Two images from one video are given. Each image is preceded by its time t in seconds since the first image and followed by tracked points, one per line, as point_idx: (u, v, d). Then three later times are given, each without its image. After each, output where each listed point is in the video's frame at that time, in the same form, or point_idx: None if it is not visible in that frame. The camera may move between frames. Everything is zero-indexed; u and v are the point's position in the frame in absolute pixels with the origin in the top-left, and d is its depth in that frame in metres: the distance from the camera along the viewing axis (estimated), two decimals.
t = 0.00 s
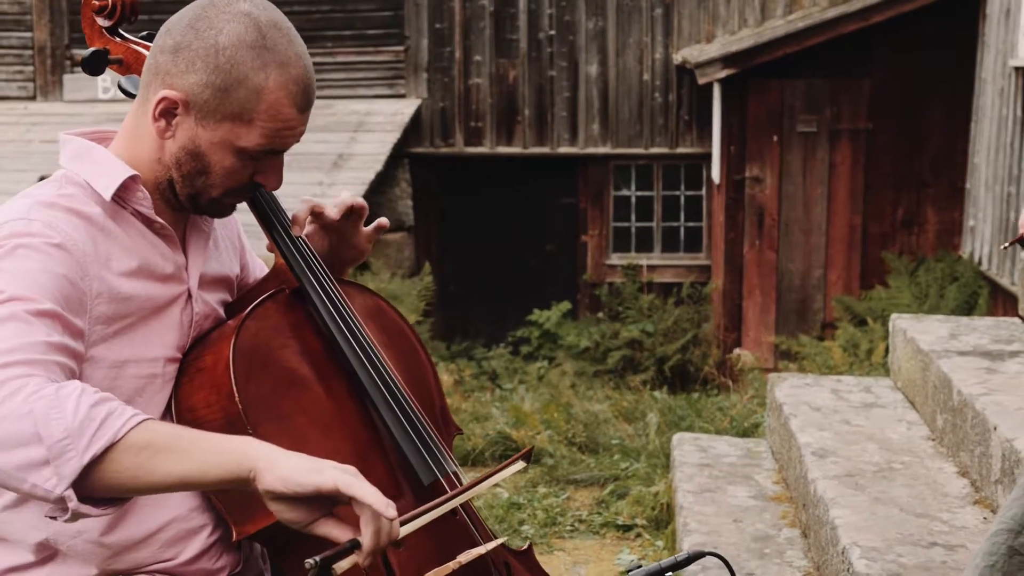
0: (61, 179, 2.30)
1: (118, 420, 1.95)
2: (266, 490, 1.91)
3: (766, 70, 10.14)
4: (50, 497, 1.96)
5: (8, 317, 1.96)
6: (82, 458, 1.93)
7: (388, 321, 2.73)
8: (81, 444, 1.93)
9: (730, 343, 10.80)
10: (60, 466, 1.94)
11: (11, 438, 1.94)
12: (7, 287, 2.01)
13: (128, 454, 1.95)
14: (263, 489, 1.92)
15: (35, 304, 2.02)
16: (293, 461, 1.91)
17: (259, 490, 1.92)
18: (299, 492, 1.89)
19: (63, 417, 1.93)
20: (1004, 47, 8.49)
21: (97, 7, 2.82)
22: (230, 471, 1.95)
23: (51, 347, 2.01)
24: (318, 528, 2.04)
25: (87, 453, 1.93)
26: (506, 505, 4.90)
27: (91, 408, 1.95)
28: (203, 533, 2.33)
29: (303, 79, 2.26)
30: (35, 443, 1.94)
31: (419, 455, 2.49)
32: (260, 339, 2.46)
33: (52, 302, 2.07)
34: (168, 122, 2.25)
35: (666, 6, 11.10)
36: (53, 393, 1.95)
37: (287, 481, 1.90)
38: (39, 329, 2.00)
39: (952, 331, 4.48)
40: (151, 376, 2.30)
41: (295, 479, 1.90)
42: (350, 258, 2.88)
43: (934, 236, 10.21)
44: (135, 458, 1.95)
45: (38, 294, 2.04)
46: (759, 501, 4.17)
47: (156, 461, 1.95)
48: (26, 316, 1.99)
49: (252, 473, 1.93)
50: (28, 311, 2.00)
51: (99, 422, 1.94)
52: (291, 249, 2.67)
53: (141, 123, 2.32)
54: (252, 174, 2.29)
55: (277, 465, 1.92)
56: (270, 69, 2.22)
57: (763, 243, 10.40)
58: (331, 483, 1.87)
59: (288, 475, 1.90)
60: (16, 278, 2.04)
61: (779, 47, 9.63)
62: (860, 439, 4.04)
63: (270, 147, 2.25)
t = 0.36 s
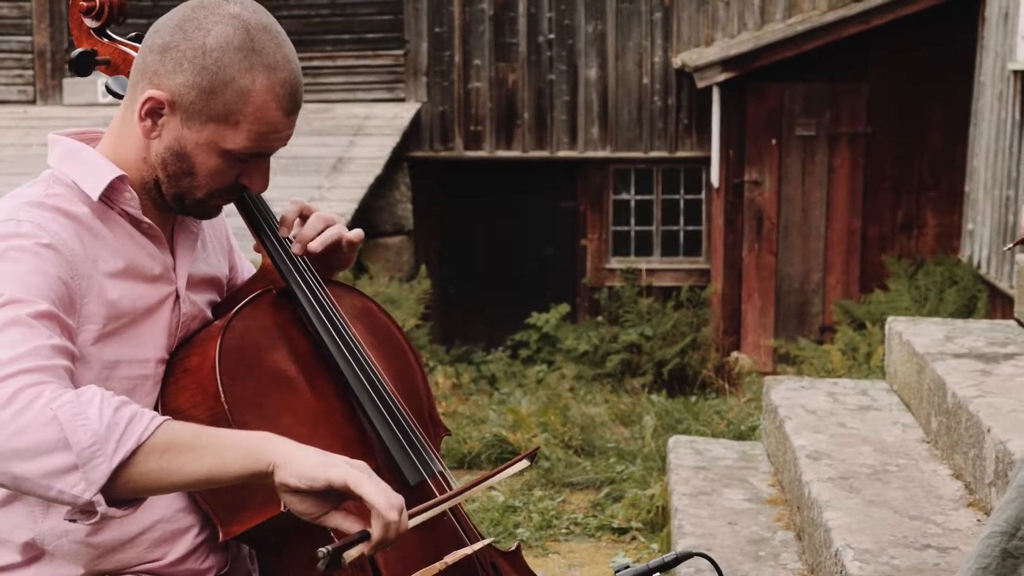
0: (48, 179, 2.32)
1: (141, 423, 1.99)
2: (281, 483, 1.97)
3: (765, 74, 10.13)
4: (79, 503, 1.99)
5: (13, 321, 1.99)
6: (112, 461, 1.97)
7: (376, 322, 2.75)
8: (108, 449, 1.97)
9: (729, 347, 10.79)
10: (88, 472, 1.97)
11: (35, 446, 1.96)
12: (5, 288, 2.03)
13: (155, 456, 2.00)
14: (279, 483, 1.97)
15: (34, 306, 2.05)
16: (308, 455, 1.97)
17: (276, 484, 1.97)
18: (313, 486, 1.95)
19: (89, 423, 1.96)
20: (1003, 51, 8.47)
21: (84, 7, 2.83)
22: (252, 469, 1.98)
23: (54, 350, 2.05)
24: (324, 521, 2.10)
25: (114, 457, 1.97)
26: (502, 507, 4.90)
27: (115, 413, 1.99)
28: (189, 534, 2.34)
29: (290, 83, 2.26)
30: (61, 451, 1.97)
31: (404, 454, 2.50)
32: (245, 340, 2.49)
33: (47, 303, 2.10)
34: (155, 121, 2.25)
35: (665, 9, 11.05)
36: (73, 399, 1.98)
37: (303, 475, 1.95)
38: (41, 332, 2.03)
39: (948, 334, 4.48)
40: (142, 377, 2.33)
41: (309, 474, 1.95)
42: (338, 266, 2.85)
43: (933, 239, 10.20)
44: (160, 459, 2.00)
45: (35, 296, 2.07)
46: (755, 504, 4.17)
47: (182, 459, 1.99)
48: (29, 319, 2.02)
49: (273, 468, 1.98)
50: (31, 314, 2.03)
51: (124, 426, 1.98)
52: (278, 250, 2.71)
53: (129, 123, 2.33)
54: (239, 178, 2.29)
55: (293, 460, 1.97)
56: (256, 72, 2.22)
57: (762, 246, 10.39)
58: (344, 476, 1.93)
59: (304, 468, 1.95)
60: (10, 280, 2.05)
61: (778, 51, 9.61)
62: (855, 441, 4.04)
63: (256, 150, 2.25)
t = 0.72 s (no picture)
0: (32, 179, 2.31)
1: (149, 431, 2.02)
2: (289, 480, 1.97)
3: (763, 77, 10.11)
4: (92, 513, 2.02)
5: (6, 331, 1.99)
6: (123, 473, 1.99)
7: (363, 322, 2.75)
8: (117, 460, 2.00)
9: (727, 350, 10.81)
10: (99, 484, 2.00)
11: (44, 462, 1.97)
12: None
13: (163, 463, 2.02)
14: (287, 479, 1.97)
15: (26, 314, 2.04)
16: (314, 451, 1.97)
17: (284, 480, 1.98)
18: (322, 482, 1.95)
19: (98, 437, 1.99)
20: (1001, 54, 8.45)
21: (70, 5, 2.84)
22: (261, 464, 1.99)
23: (50, 356, 2.05)
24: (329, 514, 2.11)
25: (125, 467, 2.00)
26: (496, 510, 4.90)
27: (121, 423, 2.01)
28: (174, 534, 2.36)
29: (277, 84, 2.25)
30: (71, 463, 1.99)
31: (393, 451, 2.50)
32: (230, 340, 2.49)
33: (36, 306, 2.10)
34: (140, 122, 2.24)
35: (664, 12, 11.03)
36: (79, 412, 2.00)
37: (309, 471, 1.95)
38: (36, 339, 2.03)
39: (945, 336, 4.47)
40: (129, 377, 2.33)
41: (314, 470, 1.95)
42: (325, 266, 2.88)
43: (931, 243, 10.19)
44: (167, 467, 2.02)
45: (25, 302, 2.07)
46: (749, 506, 4.15)
47: (188, 464, 2.01)
48: (23, 327, 2.02)
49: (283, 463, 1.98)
50: (25, 322, 2.03)
51: (132, 436, 2.01)
52: (265, 249, 2.72)
53: (114, 123, 2.32)
54: (225, 178, 2.28)
55: (301, 456, 1.98)
56: (243, 73, 2.21)
57: (760, 249, 10.37)
58: (347, 472, 1.93)
59: (310, 463, 1.96)
60: None
61: (776, 54, 9.59)
62: (849, 443, 4.02)
63: (242, 151, 2.24)
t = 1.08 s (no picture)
0: (11, 178, 2.29)
1: (157, 436, 2.02)
2: (293, 472, 2.00)
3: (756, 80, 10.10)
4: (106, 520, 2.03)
5: None
6: (137, 479, 2.00)
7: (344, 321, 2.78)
8: (130, 465, 2.01)
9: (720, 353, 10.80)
10: (114, 491, 2.01)
11: (57, 472, 1.98)
12: None
13: (170, 466, 2.03)
14: (290, 472, 2.01)
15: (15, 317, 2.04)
16: (316, 442, 2.00)
17: (288, 472, 2.01)
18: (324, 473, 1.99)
19: (108, 445, 1.99)
20: (993, 56, 8.45)
21: (49, 3, 2.84)
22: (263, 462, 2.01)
23: (45, 360, 2.05)
24: (327, 503, 2.16)
25: (137, 472, 2.01)
26: (486, 514, 4.89)
27: (130, 429, 2.02)
28: (153, 537, 2.35)
29: (254, 77, 2.23)
30: (84, 472, 2.00)
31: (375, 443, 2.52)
32: (208, 338, 2.50)
33: (23, 309, 2.08)
34: (117, 118, 2.22)
35: (658, 16, 11.01)
36: (87, 421, 2.00)
37: (313, 464, 1.99)
38: (30, 344, 2.03)
39: (935, 338, 4.46)
40: (110, 377, 2.32)
41: (317, 462, 1.99)
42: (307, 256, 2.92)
43: (925, 246, 10.18)
44: (175, 469, 2.03)
45: (12, 305, 2.06)
46: (739, 509, 4.13)
47: (197, 465, 2.03)
48: (16, 333, 2.02)
49: (284, 457, 2.01)
50: (15, 325, 2.03)
51: (141, 442, 2.01)
52: (244, 248, 2.72)
53: (92, 121, 2.30)
54: (204, 174, 2.27)
55: (303, 448, 2.01)
56: (220, 66, 2.19)
57: (753, 253, 10.37)
58: (349, 463, 1.97)
59: (313, 455, 1.99)
60: None
61: (769, 57, 9.57)
62: (840, 445, 4.01)
63: (221, 145, 2.22)
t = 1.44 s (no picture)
0: None
1: (149, 439, 2.03)
2: (280, 467, 2.03)
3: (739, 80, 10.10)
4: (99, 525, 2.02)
5: None
6: (133, 483, 2.01)
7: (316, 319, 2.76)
8: (125, 471, 2.00)
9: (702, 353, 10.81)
10: (110, 497, 2.00)
11: (51, 481, 1.95)
12: None
13: (164, 466, 2.04)
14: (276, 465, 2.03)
15: None
16: (303, 435, 2.04)
17: (275, 466, 2.04)
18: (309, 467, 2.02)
19: (103, 452, 1.98)
20: (976, 57, 8.46)
21: None
22: (254, 454, 2.02)
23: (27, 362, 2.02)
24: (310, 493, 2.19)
25: (132, 478, 2.01)
26: (467, 514, 4.88)
27: (122, 435, 2.01)
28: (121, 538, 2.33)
29: (231, 78, 2.21)
30: (79, 479, 1.98)
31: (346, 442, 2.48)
32: (178, 338, 2.48)
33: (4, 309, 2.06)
34: (90, 116, 2.19)
35: (642, 16, 10.99)
36: (79, 427, 1.98)
37: (300, 458, 2.02)
38: (11, 346, 2.00)
39: (915, 337, 4.46)
40: (81, 375, 2.31)
41: (304, 456, 2.02)
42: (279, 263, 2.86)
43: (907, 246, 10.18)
44: (169, 469, 2.04)
45: None
46: (720, 508, 4.11)
47: (191, 464, 2.04)
48: None
49: (272, 452, 2.03)
50: None
51: (134, 447, 2.01)
52: (217, 246, 2.69)
53: (65, 117, 2.27)
54: (177, 174, 2.24)
55: (290, 442, 2.03)
56: (196, 67, 2.17)
57: (736, 253, 10.38)
58: (336, 456, 2.02)
59: (299, 450, 2.02)
60: None
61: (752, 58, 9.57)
62: (819, 445, 4.00)
63: (195, 146, 2.20)
